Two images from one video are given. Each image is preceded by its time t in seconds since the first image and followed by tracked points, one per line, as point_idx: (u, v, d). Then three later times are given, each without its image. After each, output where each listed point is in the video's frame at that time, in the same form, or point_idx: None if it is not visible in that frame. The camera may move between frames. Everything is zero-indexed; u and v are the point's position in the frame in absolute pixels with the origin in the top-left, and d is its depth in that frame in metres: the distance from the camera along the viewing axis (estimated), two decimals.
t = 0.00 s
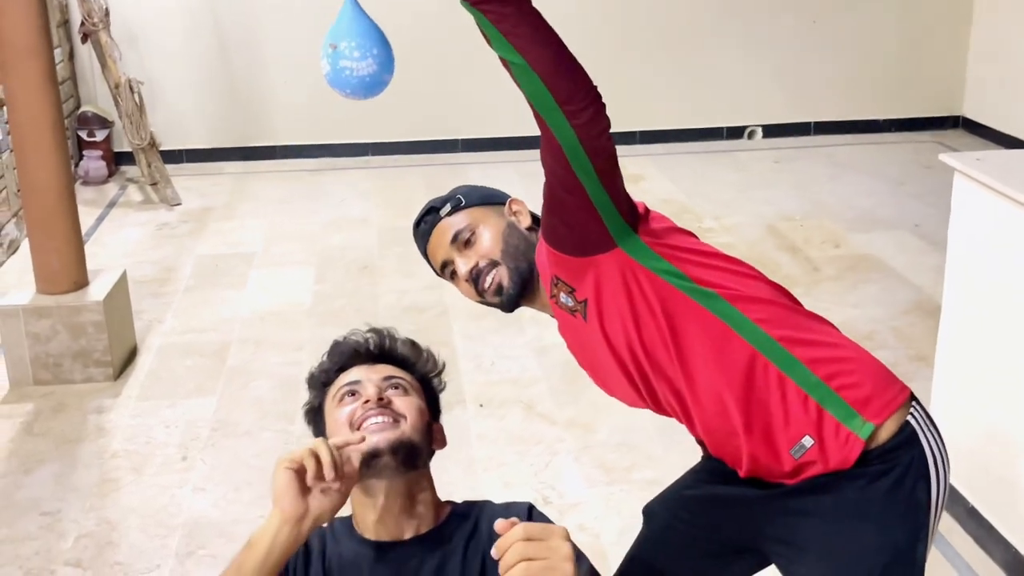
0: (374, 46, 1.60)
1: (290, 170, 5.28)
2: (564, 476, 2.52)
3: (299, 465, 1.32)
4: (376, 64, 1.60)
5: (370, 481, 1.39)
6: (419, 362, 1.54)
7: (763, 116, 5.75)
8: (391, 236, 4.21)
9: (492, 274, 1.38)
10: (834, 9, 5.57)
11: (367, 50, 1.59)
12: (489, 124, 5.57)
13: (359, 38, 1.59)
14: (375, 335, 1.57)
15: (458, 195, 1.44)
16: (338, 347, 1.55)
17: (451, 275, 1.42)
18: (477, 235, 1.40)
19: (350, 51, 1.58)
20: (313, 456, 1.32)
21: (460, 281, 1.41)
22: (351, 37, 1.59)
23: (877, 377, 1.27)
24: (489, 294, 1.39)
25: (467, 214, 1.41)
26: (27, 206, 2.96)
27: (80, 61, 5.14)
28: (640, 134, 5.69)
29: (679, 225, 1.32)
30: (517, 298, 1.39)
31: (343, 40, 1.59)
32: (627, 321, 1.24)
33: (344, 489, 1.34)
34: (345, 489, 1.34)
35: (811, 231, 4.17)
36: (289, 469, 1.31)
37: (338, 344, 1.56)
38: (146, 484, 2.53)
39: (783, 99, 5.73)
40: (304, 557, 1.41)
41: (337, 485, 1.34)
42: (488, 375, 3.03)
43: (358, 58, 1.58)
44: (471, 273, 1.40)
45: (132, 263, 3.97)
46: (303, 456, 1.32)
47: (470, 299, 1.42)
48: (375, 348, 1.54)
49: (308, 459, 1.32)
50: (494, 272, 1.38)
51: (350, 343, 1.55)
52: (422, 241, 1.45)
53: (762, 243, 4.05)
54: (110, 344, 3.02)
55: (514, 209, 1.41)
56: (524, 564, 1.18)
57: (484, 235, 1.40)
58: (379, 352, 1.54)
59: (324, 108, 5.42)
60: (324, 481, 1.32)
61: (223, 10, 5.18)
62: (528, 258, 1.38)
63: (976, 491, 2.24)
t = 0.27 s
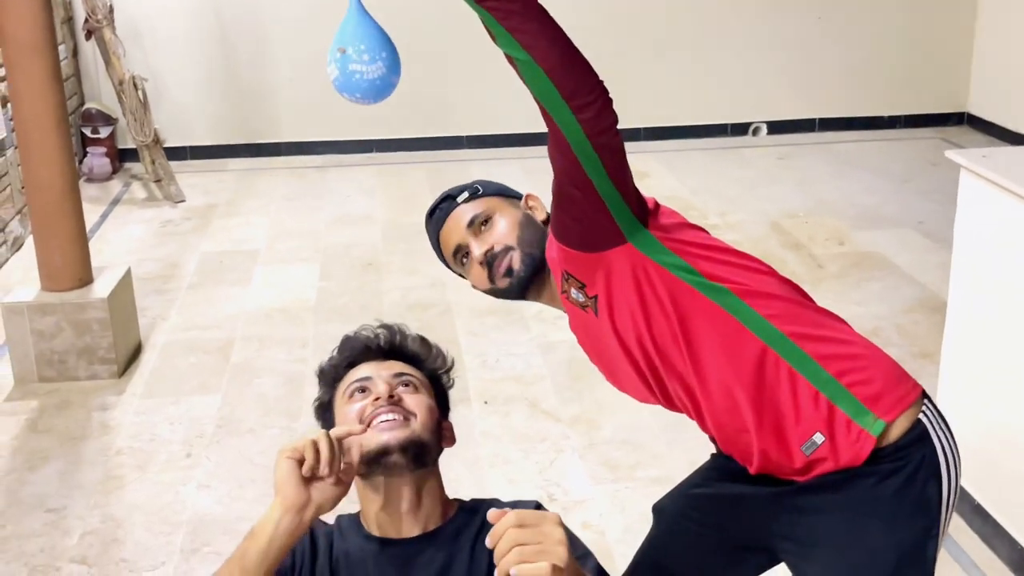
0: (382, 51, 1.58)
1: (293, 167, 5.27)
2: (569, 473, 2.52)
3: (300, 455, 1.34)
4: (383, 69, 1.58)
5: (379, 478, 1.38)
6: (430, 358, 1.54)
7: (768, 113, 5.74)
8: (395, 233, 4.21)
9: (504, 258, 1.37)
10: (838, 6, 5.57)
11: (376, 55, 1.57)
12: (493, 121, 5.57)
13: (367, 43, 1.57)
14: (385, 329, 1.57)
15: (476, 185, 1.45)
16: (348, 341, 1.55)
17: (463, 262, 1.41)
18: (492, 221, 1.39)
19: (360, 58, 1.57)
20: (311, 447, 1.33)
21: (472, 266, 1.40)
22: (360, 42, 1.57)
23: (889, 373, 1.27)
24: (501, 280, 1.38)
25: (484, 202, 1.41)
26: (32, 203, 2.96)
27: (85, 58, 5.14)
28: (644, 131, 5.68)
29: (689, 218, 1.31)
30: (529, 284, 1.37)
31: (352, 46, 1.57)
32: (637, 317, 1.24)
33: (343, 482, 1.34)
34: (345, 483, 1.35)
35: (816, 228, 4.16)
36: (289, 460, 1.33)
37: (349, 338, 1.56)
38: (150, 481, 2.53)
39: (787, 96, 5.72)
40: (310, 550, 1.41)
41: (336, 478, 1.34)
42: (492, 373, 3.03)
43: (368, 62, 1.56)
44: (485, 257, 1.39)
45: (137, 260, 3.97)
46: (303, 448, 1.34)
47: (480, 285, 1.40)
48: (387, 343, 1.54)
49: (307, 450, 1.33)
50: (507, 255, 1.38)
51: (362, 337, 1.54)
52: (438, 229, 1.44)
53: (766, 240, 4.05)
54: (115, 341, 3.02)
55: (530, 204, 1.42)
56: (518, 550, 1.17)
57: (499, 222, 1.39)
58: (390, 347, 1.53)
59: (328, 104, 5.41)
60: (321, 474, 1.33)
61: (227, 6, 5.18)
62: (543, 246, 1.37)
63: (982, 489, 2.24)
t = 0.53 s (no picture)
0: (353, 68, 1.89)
1: (294, 166, 5.27)
2: (570, 473, 2.52)
3: (301, 453, 1.33)
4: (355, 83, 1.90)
5: (382, 477, 1.38)
6: (438, 357, 1.54)
7: (769, 112, 5.74)
8: (396, 232, 4.21)
9: (504, 253, 1.35)
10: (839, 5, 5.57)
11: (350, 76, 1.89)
12: (493, 120, 5.57)
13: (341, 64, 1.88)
14: (394, 327, 1.57)
15: (478, 178, 1.41)
16: (356, 339, 1.55)
17: (462, 256, 1.39)
18: (492, 216, 1.37)
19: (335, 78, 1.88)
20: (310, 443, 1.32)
21: (471, 260, 1.38)
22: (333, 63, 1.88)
23: (888, 370, 1.26)
24: (500, 275, 1.36)
25: (485, 195, 1.38)
26: (32, 202, 2.96)
27: (85, 57, 5.14)
28: (645, 130, 5.68)
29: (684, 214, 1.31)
30: (527, 276, 1.36)
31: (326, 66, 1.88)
32: (635, 317, 1.23)
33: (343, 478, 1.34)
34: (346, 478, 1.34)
35: (817, 228, 4.16)
36: (289, 459, 1.32)
37: (358, 335, 1.56)
38: (151, 480, 2.53)
39: (788, 95, 5.72)
40: (313, 549, 1.41)
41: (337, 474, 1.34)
42: (493, 372, 3.03)
43: (338, 80, 1.88)
44: (484, 251, 1.36)
45: (137, 259, 3.97)
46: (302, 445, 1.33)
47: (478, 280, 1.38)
48: (395, 342, 1.54)
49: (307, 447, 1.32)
50: (506, 250, 1.36)
51: (371, 335, 1.55)
52: (438, 222, 1.41)
53: (767, 239, 4.05)
54: (115, 340, 3.02)
55: (532, 202, 1.40)
56: (518, 547, 1.17)
57: (499, 217, 1.36)
58: (399, 346, 1.54)
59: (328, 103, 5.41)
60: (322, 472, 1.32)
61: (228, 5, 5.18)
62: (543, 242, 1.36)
63: (983, 489, 2.24)
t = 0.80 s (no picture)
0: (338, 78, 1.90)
1: (294, 166, 5.27)
2: (570, 473, 2.52)
3: (289, 450, 1.34)
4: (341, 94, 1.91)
5: (380, 481, 1.39)
6: (434, 358, 1.54)
7: (769, 113, 5.74)
8: (396, 232, 4.21)
9: (502, 245, 1.33)
10: (840, 6, 5.57)
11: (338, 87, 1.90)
12: (494, 121, 5.57)
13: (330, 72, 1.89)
14: (391, 328, 1.57)
15: (476, 167, 1.38)
16: (353, 341, 1.55)
17: (459, 245, 1.36)
18: (490, 206, 1.34)
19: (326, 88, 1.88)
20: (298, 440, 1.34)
21: (469, 251, 1.36)
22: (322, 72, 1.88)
23: (888, 367, 1.26)
24: (498, 266, 1.34)
25: (483, 185, 1.35)
26: (32, 202, 2.96)
27: (86, 57, 5.15)
28: (645, 131, 5.68)
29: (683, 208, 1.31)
30: (526, 266, 1.34)
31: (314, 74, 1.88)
32: (632, 311, 1.24)
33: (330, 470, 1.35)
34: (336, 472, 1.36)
35: (817, 229, 4.16)
36: (277, 456, 1.33)
37: (354, 337, 1.56)
38: (151, 480, 2.53)
39: (789, 96, 5.72)
40: (312, 552, 1.41)
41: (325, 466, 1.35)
42: (493, 372, 3.03)
43: (322, 90, 1.88)
44: (482, 243, 1.34)
45: (138, 259, 3.97)
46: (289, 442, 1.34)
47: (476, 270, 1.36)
48: (391, 343, 1.54)
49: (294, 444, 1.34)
50: (504, 241, 1.33)
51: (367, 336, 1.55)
52: (435, 209, 1.38)
53: (767, 241, 4.05)
54: (115, 340, 3.02)
55: (531, 189, 1.36)
56: (510, 549, 1.17)
57: (498, 207, 1.34)
58: (395, 347, 1.54)
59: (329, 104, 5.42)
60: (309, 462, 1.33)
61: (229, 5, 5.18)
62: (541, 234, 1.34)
63: (982, 491, 2.24)
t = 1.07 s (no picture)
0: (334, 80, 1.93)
1: (294, 168, 5.27)
2: (569, 476, 2.52)
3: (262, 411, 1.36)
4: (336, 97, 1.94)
5: (374, 487, 1.38)
6: (428, 361, 1.54)
7: (769, 116, 5.74)
8: (396, 234, 4.21)
9: (510, 197, 1.30)
10: (840, 10, 5.56)
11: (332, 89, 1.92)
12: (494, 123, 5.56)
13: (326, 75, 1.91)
14: (383, 333, 1.56)
15: (489, 116, 1.36)
16: (346, 346, 1.55)
17: (468, 197, 1.34)
18: (500, 158, 1.31)
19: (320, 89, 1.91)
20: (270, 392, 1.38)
21: (478, 202, 1.33)
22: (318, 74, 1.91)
23: (886, 361, 1.25)
24: (506, 218, 1.32)
25: (493, 135, 1.33)
26: (32, 203, 2.96)
27: (86, 58, 5.15)
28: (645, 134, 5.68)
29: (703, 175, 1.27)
30: (533, 221, 1.31)
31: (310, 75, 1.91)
32: (636, 277, 1.22)
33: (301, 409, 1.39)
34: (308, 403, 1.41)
35: (817, 232, 4.16)
36: (254, 416, 1.36)
37: (347, 342, 1.55)
38: (149, 482, 2.53)
39: (789, 99, 5.72)
40: (311, 553, 1.41)
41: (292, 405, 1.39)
42: (492, 375, 3.03)
43: (314, 91, 1.91)
44: (491, 195, 1.31)
45: (137, 260, 3.97)
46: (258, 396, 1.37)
47: (484, 222, 1.33)
48: (384, 347, 1.53)
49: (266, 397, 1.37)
50: (513, 195, 1.30)
51: (361, 340, 1.54)
52: (447, 160, 1.37)
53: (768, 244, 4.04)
54: (114, 341, 3.02)
55: (544, 138, 1.33)
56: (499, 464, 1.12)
57: (508, 158, 1.31)
58: (388, 352, 1.53)
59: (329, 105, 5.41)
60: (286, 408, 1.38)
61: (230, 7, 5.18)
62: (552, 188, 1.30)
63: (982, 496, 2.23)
